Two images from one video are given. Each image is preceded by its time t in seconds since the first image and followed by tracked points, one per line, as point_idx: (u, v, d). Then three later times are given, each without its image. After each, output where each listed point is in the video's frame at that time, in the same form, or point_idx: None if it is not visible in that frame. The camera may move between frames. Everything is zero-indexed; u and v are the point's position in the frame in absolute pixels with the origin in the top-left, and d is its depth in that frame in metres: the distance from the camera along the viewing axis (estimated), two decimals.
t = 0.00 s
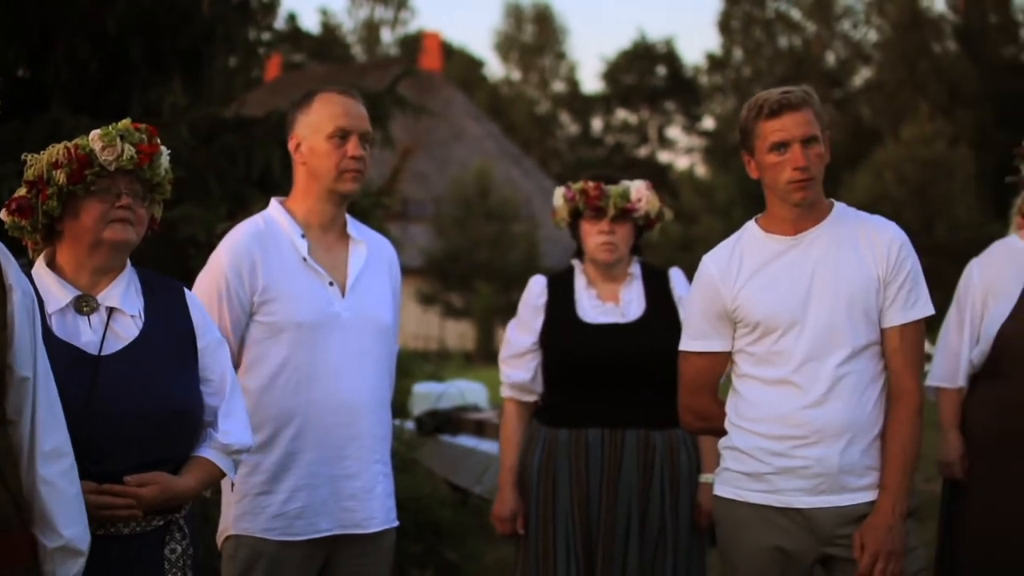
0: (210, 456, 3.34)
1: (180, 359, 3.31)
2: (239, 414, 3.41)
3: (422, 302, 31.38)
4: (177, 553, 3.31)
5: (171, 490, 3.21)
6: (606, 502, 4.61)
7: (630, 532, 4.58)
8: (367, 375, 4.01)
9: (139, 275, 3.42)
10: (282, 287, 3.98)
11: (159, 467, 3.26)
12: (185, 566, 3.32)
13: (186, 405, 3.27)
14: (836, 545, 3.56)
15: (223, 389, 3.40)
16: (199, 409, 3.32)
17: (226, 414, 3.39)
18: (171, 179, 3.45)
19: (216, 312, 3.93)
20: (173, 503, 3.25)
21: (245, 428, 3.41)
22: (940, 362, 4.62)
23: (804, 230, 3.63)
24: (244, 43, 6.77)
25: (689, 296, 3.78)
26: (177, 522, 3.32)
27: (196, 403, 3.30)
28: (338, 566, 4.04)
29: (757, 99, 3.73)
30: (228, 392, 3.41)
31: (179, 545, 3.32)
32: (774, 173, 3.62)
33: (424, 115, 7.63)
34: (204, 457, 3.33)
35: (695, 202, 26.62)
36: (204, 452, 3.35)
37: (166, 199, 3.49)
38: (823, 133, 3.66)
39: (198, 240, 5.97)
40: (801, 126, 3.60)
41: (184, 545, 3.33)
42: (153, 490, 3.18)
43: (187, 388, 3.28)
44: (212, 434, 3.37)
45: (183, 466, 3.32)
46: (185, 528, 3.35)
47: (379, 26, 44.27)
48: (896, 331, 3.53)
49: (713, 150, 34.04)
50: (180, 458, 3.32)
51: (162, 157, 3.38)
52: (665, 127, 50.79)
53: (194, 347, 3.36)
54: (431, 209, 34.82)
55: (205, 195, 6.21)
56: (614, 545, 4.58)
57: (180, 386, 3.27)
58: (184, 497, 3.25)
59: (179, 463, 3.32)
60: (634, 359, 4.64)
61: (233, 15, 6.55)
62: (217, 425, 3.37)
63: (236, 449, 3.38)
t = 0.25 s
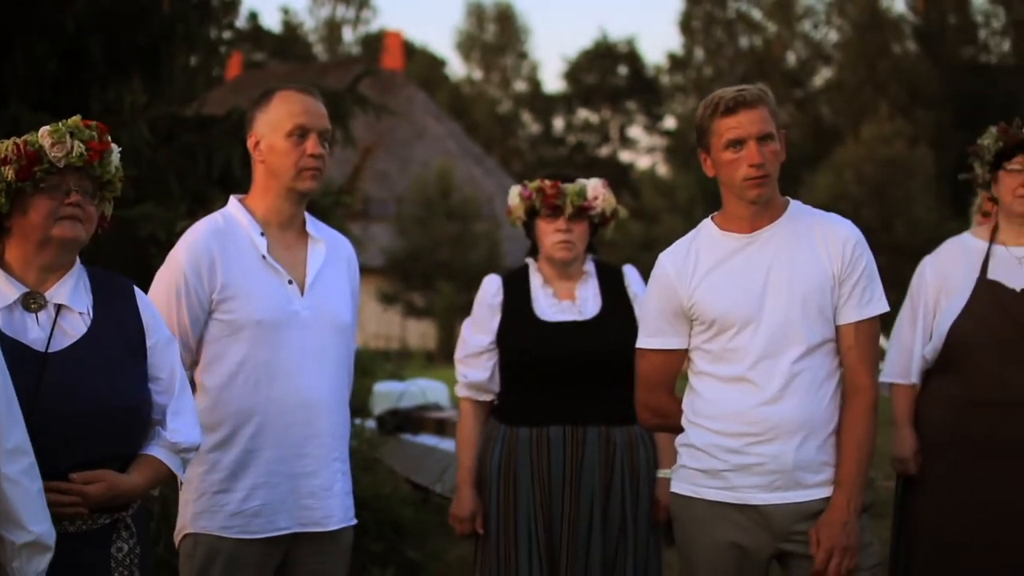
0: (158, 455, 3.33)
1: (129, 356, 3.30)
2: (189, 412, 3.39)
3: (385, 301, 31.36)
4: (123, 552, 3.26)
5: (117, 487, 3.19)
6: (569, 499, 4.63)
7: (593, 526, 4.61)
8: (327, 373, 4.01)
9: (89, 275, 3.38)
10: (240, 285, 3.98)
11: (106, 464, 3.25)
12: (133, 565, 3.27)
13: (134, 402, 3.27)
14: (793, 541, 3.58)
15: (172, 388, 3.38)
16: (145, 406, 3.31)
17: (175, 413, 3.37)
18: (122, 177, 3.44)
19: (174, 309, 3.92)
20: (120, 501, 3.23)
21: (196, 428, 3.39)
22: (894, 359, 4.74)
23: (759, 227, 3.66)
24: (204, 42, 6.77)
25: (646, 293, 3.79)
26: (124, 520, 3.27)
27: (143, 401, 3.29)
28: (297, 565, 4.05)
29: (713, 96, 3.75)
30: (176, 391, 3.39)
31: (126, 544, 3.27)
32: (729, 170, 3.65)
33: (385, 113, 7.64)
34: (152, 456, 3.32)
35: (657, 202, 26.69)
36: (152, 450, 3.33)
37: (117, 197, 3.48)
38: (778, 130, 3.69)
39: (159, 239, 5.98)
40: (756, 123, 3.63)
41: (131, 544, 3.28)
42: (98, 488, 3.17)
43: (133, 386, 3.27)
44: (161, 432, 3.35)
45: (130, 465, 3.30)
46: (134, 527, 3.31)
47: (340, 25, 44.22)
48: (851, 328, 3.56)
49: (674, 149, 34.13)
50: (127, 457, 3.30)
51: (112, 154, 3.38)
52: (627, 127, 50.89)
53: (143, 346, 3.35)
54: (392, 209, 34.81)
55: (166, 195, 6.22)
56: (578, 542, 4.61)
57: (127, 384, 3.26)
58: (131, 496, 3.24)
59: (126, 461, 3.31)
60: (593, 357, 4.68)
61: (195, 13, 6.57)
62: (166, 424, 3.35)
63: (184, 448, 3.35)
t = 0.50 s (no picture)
0: (104, 454, 3.32)
1: (75, 355, 3.29)
2: (135, 411, 3.38)
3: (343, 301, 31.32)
4: (69, 551, 3.25)
5: (61, 486, 3.19)
6: (526, 496, 4.65)
7: (551, 520, 4.65)
8: (282, 371, 4.01)
9: (36, 274, 3.36)
10: (195, 282, 3.97)
11: (52, 463, 3.24)
12: (78, 564, 3.27)
13: (79, 401, 3.25)
14: (747, 537, 3.59)
15: (118, 387, 3.37)
16: (92, 404, 3.29)
17: (121, 412, 3.36)
18: (67, 175, 3.44)
19: (128, 306, 3.90)
20: (65, 500, 3.22)
21: (141, 427, 3.38)
22: (845, 356, 4.79)
23: (713, 226, 3.68)
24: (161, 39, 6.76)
25: (600, 291, 3.81)
26: (70, 520, 3.27)
27: (89, 400, 3.28)
28: (253, 561, 4.06)
29: (667, 95, 3.77)
30: (123, 390, 3.38)
31: (71, 543, 3.26)
32: (683, 167, 3.67)
33: (343, 112, 7.64)
34: (98, 455, 3.31)
35: (615, 202, 26.76)
36: (98, 449, 3.33)
37: (63, 195, 3.48)
38: (730, 128, 3.71)
39: (116, 237, 5.98)
40: (710, 121, 3.65)
41: (77, 543, 3.27)
42: (43, 487, 3.16)
43: (78, 385, 3.25)
44: (107, 432, 3.34)
45: (76, 464, 3.29)
46: (80, 526, 3.30)
47: (299, 25, 44.14)
48: (805, 324, 3.58)
49: (633, 149, 34.22)
50: (72, 456, 3.29)
51: (57, 152, 3.39)
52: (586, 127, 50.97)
53: (89, 344, 3.34)
54: (351, 208, 34.78)
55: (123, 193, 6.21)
56: (535, 542, 4.64)
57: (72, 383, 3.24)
58: (77, 495, 3.23)
59: (73, 460, 3.29)
60: (550, 356, 4.71)
61: (151, 11, 6.48)
62: (113, 423, 3.34)
63: (130, 447, 3.35)
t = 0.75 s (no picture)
0: (47, 444, 3.25)
1: (18, 342, 3.21)
2: (77, 401, 3.33)
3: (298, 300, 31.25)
4: (10, 542, 3.17)
5: (5, 476, 3.12)
6: (477, 485, 4.72)
7: (501, 509, 4.72)
8: (232, 360, 4.02)
9: None
10: (145, 272, 3.95)
11: None
12: (19, 556, 3.19)
13: (22, 389, 3.18)
14: (696, 524, 3.62)
15: (61, 377, 3.31)
16: (36, 395, 3.23)
17: (64, 402, 3.30)
18: (11, 164, 3.41)
19: (77, 295, 3.87)
20: (6, 491, 3.15)
21: (83, 417, 3.33)
22: (793, 347, 4.92)
23: (661, 215, 3.71)
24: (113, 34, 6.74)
25: (550, 280, 3.83)
26: (11, 511, 3.18)
27: (31, 389, 3.21)
28: (202, 551, 4.07)
29: (616, 85, 3.79)
30: (65, 379, 3.31)
31: (12, 535, 3.18)
32: (632, 157, 3.69)
33: (296, 107, 7.64)
34: (40, 445, 3.24)
35: (570, 201, 26.82)
36: (40, 440, 3.26)
37: (8, 184, 3.44)
38: (679, 118, 3.73)
39: (68, 232, 5.96)
40: (659, 111, 3.67)
41: (17, 535, 3.19)
42: None
43: (21, 373, 3.18)
44: (49, 422, 3.27)
45: (18, 455, 3.21)
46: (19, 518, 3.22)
47: (254, 23, 44.00)
48: (752, 314, 3.63)
49: (588, 148, 34.29)
50: (14, 446, 3.21)
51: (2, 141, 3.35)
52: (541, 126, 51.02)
53: (33, 332, 3.27)
54: (306, 207, 34.71)
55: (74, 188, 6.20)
56: (486, 531, 4.71)
57: (14, 371, 3.17)
58: (20, 485, 3.15)
59: (14, 450, 3.21)
60: (499, 346, 4.78)
61: (103, 4, 6.45)
62: (54, 413, 3.28)
63: (72, 437, 3.29)
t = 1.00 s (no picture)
0: None
1: None
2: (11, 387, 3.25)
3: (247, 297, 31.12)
4: None
5: None
6: (421, 469, 4.75)
7: (445, 492, 4.75)
8: (175, 343, 3.99)
9: None
10: (86, 255, 3.88)
11: None
12: None
13: None
14: (637, 505, 3.62)
15: None
16: None
17: None
18: None
19: (18, 278, 3.79)
20: None
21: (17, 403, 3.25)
22: (737, 332, 4.93)
23: (604, 197, 3.71)
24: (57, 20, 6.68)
25: (492, 262, 3.82)
26: None
27: None
28: (143, 538, 4.05)
29: (558, 66, 3.78)
30: None
31: None
32: (575, 139, 3.69)
33: (241, 97, 7.61)
34: None
35: (521, 198, 26.81)
36: None
37: None
38: (622, 100, 3.74)
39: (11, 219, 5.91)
40: (602, 92, 3.67)
41: None
42: None
43: None
44: None
45: None
46: None
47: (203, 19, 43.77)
48: (694, 295, 3.64)
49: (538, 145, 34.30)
50: None
51: None
52: (491, 124, 51.03)
53: None
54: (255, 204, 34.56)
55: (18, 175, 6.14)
56: (431, 517, 4.72)
57: None
58: None
59: None
60: (441, 331, 4.80)
61: None
62: None
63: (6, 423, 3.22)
